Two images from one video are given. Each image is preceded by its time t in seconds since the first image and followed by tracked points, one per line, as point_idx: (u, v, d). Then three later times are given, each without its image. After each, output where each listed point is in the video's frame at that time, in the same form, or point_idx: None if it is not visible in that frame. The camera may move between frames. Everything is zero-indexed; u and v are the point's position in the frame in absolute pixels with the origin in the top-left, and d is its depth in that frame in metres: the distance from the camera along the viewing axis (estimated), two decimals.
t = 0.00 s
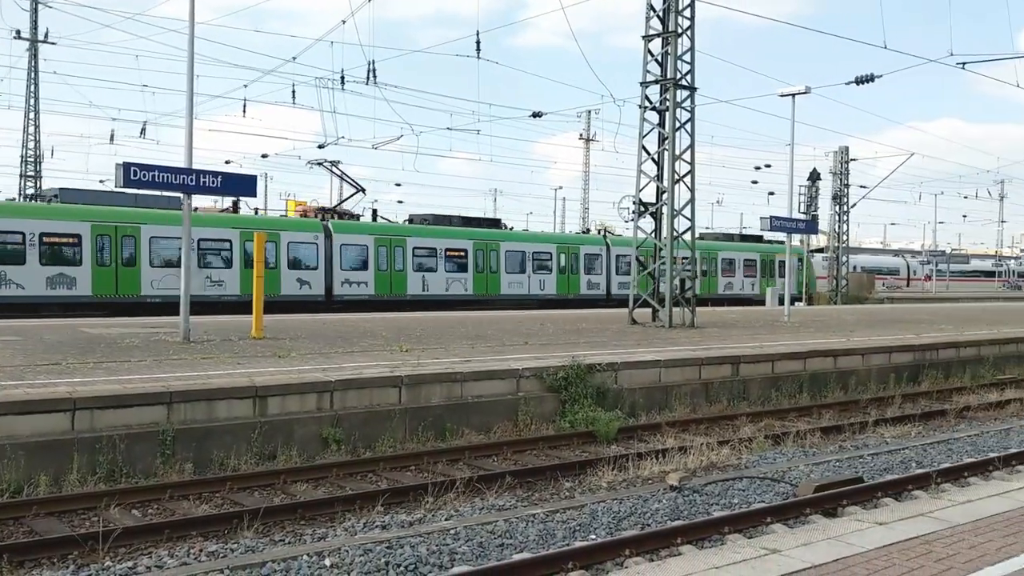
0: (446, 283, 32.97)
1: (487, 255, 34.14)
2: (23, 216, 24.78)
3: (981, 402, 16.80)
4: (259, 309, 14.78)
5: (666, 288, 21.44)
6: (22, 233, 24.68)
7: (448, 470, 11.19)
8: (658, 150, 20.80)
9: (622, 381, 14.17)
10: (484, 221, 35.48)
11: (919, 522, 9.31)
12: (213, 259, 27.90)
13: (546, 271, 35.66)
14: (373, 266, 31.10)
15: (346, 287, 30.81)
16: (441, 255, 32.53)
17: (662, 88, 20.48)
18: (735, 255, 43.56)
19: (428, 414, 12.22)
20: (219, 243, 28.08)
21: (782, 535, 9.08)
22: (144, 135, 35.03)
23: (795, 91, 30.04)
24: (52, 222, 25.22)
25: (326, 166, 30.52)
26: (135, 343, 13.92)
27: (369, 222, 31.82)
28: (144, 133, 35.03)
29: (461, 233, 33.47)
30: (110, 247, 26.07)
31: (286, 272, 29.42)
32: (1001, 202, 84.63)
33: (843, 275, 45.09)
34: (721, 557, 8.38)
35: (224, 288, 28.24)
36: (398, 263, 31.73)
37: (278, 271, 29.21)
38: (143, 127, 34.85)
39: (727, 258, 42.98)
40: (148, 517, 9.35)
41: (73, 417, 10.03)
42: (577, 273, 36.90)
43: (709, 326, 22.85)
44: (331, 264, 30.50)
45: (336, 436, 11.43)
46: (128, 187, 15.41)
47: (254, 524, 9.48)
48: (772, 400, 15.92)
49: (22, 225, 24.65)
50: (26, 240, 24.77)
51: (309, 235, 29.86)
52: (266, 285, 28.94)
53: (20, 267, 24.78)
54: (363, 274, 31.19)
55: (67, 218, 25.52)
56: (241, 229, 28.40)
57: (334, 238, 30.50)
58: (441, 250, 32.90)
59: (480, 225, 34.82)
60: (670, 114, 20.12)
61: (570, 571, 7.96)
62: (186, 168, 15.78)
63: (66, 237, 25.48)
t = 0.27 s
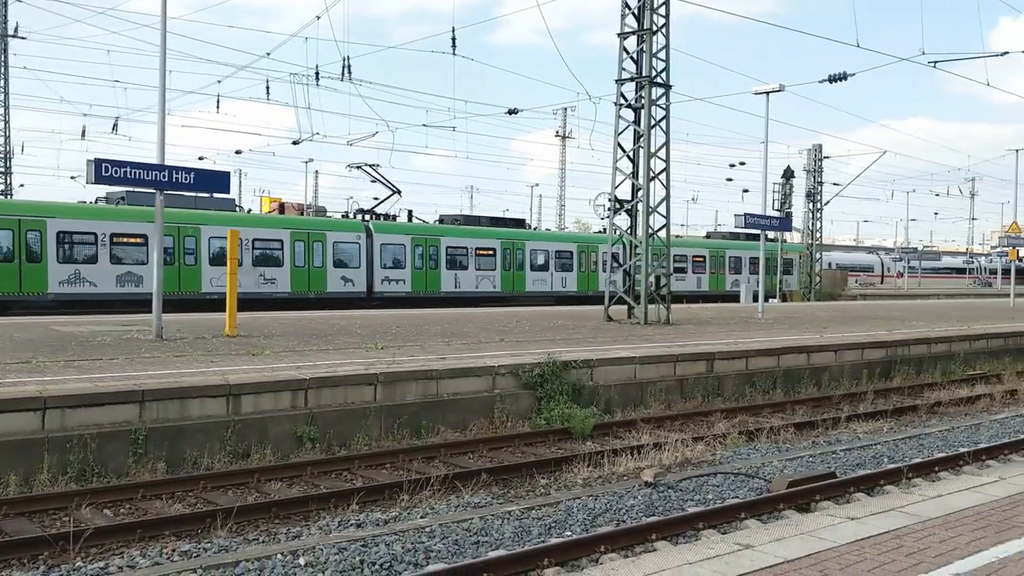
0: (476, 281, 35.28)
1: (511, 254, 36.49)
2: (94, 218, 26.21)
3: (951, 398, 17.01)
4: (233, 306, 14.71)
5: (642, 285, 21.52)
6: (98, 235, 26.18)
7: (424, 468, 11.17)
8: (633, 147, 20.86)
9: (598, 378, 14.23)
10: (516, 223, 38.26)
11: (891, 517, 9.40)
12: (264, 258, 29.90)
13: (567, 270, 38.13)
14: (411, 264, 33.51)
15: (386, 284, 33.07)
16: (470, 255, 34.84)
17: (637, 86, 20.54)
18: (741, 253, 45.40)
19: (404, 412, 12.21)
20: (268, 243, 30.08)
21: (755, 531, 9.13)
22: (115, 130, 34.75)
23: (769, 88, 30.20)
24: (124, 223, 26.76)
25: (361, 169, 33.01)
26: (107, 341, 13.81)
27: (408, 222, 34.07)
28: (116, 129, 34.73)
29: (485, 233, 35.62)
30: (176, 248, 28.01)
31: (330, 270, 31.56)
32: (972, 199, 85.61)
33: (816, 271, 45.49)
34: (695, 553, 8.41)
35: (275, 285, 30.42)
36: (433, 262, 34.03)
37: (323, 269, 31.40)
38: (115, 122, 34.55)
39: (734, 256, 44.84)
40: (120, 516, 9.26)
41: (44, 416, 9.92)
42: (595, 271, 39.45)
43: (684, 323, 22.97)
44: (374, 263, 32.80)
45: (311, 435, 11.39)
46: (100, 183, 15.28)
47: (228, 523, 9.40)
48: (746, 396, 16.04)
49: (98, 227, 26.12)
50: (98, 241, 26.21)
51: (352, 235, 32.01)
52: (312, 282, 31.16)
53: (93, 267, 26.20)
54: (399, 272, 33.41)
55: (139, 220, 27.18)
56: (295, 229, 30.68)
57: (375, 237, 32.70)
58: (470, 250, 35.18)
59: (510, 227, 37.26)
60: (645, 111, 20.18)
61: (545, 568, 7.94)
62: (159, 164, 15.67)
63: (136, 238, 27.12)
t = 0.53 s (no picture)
0: (502, 278, 37.02)
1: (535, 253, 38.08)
2: (157, 220, 28.43)
3: (923, 393, 17.18)
4: (207, 304, 14.64)
5: (619, 282, 21.59)
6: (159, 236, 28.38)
7: (400, 466, 11.15)
8: (610, 145, 20.90)
9: (575, 376, 14.27)
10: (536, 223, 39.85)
11: (864, 512, 9.46)
12: (310, 257, 31.61)
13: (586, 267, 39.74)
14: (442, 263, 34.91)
15: (421, 281, 34.65)
16: (498, 253, 36.49)
17: (614, 84, 20.58)
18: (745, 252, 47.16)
19: (380, 410, 12.21)
20: (314, 243, 31.78)
21: (730, 527, 9.17)
22: (88, 127, 34.44)
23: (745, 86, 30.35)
24: (183, 225, 28.92)
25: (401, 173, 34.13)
26: (80, 340, 13.70)
27: (438, 224, 35.73)
28: (88, 126, 34.43)
29: (510, 233, 37.22)
30: (231, 248, 29.73)
31: (369, 269, 33.17)
32: (945, 196, 86.69)
33: (791, 268, 45.90)
34: (670, 549, 8.42)
35: (320, 283, 32.00)
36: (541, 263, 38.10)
37: (364, 268, 32.98)
38: (88, 119, 34.24)
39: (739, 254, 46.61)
40: (93, 516, 9.16)
41: (16, 416, 9.81)
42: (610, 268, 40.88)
43: (661, 320, 23.07)
44: (409, 261, 34.25)
45: (286, 434, 11.34)
46: (72, 180, 15.15)
47: (202, 522, 9.32)
48: (722, 392, 16.12)
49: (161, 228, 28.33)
50: (160, 242, 28.46)
51: (389, 236, 33.52)
52: (355, 280, 32.75)
53: (155, 266, 28.41)
54: (433, 270, 34.97)
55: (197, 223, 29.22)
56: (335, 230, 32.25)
57: (410, 238, 34.16)
58: (497, 248, 36.86)
59: (532, 228, 39.09)
60: (622, 110, 20.23)
61: (521, 565, 7.90)
62: (132, 161, 15.56)
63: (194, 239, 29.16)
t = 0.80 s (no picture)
0: (525, 276, 38.13)
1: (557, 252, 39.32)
2: (213, 220, 29.69)
3: (898, 389, 17.34)
4: (183, 302, 14.57)
5: (597, 279, 21.65)
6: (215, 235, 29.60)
7: (378, 464, 11.13)
8: (588, 142, 20.93)
9: (553, 372, 14.32)
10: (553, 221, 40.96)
11: (839, 507, 9.52)
12: (350, 255, 32.63)
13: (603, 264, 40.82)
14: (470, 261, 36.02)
15: (451, 279, 35.74)
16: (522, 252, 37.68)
17: (592, 81, 20.60)
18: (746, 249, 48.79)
19: (358, 407, 12.21)
20: (356, 242, 32.87)
21: (707, 522, 9.18)
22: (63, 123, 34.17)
23: (724, 84, 30.50)
24: (235, 225, 30.15)
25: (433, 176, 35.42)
26: (54, 338, 13.58)
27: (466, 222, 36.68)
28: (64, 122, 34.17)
29: (534, 233, 38.42)
30: (280, 247, 30.94)
31: (404, 267, 34.19)
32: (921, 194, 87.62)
33: (769, 266, 46.05)
34: (646, 544, 8.42)
35: (360, 280, 33.06)
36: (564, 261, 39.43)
37: (401, 266, 34.03)
38: (63, 114, 33.93)
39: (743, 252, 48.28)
40: (68, 515, 9.07)
41: None
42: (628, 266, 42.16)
43: (639, 317, 23.16)
44: (440, 259, 35.36)
45: (264, 431, 11.30)
46: (45, 177, 15.03)
47: (178, 521, 9.24)
48: (699, 389, 16.20)
49: (215, 227, 29.60)
50: (215, 241, 29.68)
51: (422, 235, 34.59)
52: (390, 279, 33.77)
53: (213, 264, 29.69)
54: (463, 267, 36.05)
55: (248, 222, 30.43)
56: (375, 229, 33.24)
57: (442, 237, 35.23)
58: (521, 248, 38.07)
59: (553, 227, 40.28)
60: (601, 107, 20.26)
61: (500, 562, 7.85)
62: (106, 157, 15.45)
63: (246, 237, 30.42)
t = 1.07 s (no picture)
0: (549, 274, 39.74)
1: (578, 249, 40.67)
2: (266, 221, 30.96)
3: (880, 385, 17.47)
4: (166, 300, 14.51)
5: (582, 276, 21.70)
6: (268, 234, 30.90)
7: (362, 462, 11.12)
8: (572, 139, 20.95)
9: (537, 369, 14.35)
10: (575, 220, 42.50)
11: (822, 503, 9.58)
12: (392, 253, 34.19)
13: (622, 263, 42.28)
14: (500, 260, 37.63)
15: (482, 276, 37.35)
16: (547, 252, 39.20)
17: (576, 78, 20.62)
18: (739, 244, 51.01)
19: (342, 405, 12.20)
20: (394, 241, 34.40)
21: (690, 518, 9.20)
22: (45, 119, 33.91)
23: (707, 81, 30.59)
24: (288, 225, 31.52)
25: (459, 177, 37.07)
26: (34, 336, 13.50)
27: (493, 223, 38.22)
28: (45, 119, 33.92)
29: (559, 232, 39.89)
30: (328, 247, 32.39)
31: (439, 266, 35.83)
32: (904, 191, 88.27)
33: (752, 263, 46.17)
34: (631, 541, 8.43)
35: (398, 277, 34.63)
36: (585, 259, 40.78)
37: (435, 264, 35.63)
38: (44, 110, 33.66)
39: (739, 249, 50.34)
40: (49, 515, 9.00)
41: None
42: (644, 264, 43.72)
43: (623, 314, 23.22)
44: (472, 258, 36.97)
45: (247, 429, 11.27)
46: (26, 173, 14.93)
47: (160, 520, 9.18)
48: (683, 385, 16.28)
49: (270, 228, 30.98)
50: (268, 240, 30.94)
51: (456, 235, 36.15)
52: (426, 277, 35.39)
53: (266, 262, 31.01)
54: (492, 265, 37.61)
55: (297, 222, 31.80)
56: (411, 229, 34.79)
57: (474, 237, 36.83)
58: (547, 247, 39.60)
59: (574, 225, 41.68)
60: (584, 104, 20.29)
61: (483, 559, 7.83)
62: (88, 154, 15.37)
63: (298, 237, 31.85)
